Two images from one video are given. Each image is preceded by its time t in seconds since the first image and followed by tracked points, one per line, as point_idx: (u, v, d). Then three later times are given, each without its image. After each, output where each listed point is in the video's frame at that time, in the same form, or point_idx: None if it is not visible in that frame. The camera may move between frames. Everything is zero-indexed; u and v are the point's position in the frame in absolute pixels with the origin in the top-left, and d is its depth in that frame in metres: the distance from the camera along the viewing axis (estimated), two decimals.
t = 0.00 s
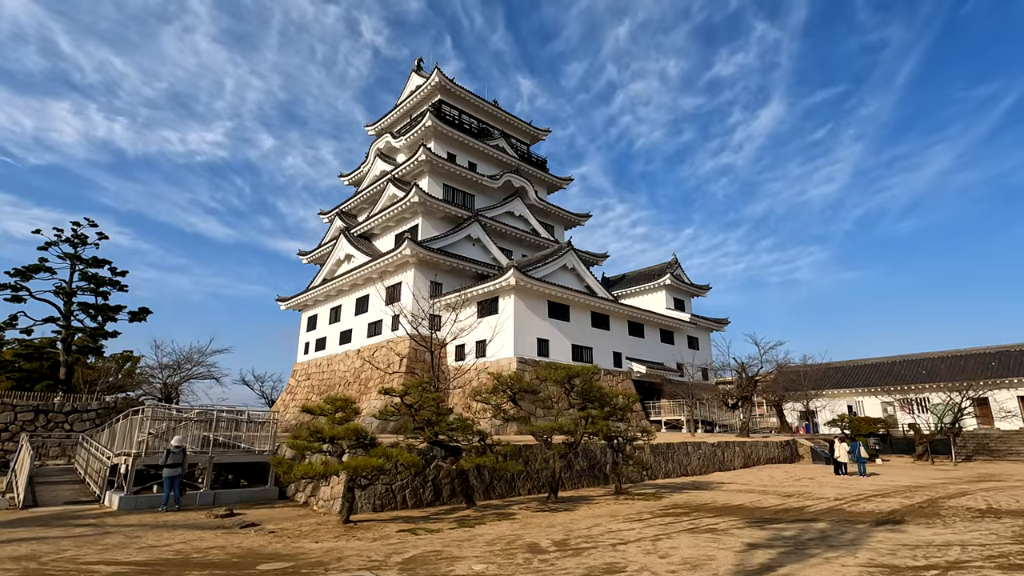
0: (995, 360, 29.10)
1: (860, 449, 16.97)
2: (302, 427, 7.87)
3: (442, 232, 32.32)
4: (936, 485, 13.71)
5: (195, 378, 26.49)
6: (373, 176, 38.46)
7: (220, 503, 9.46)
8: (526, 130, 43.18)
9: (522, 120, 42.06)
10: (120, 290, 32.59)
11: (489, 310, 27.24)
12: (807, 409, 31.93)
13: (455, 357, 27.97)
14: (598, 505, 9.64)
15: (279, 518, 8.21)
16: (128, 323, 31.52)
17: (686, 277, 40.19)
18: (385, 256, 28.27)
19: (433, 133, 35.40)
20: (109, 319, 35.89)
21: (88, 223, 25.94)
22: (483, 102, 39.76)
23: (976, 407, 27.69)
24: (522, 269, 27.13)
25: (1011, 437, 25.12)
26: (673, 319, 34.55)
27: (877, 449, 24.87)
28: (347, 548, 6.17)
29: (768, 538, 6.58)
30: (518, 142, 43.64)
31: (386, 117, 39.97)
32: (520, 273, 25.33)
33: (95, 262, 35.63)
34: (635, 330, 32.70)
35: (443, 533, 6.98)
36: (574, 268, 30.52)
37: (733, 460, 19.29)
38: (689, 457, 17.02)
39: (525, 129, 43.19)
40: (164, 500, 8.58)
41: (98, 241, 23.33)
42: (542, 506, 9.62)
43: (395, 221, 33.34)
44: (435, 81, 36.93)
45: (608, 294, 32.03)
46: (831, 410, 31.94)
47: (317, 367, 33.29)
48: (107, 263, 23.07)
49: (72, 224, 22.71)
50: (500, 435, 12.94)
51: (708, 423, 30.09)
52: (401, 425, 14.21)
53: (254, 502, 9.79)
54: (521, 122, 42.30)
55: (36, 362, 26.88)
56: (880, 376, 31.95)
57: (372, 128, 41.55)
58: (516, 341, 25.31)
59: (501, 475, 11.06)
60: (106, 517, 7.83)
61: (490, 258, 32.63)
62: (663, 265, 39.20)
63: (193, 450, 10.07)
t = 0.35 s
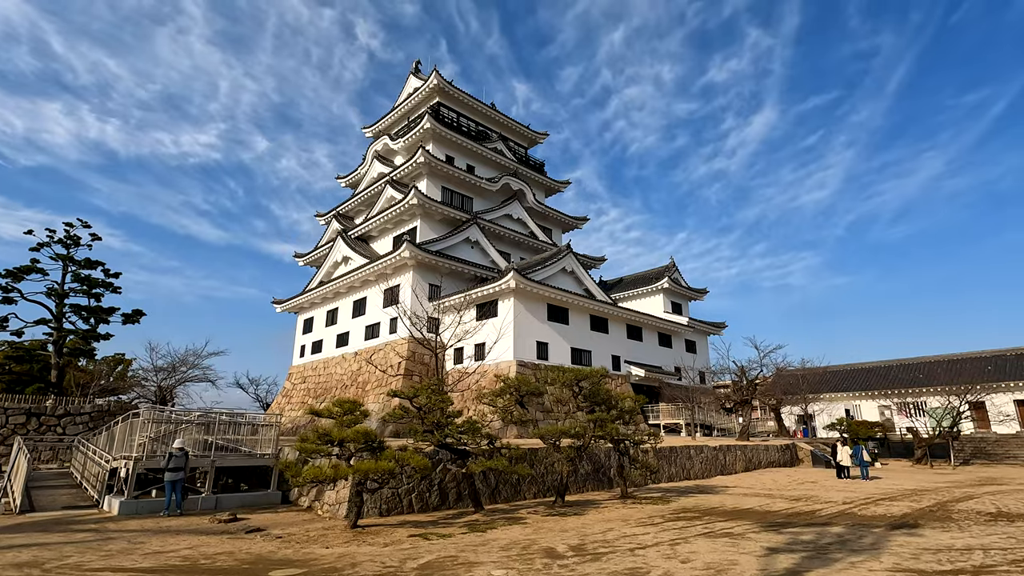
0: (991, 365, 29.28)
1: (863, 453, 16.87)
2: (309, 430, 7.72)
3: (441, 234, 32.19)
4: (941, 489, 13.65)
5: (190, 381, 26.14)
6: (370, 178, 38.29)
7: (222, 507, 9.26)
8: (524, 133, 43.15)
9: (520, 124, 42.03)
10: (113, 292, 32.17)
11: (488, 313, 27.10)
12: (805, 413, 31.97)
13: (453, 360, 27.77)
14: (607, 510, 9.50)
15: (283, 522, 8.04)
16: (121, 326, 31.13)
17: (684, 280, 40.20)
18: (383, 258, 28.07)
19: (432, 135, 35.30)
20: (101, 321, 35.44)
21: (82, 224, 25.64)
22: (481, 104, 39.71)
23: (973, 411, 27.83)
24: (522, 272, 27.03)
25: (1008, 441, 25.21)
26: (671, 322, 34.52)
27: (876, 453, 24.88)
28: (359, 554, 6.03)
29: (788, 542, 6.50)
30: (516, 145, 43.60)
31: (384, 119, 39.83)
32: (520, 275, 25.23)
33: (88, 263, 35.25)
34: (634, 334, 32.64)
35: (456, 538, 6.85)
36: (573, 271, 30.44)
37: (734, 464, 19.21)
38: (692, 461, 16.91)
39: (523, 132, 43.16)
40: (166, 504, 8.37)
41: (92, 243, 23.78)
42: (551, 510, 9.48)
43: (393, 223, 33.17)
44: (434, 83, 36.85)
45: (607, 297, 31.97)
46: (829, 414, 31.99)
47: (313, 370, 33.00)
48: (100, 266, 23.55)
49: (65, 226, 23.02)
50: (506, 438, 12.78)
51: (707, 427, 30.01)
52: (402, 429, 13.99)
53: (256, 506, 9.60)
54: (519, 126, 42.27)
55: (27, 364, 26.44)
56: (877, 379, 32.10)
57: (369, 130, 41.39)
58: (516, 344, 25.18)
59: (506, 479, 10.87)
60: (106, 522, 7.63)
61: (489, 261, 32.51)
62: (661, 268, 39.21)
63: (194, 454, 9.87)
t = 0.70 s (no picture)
0: (989, 369, 29.41)
1: (867, 457, 16.76)
2: (319, 436, 7.55)
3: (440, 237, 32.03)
4: (947, 494, 13.59)
5: (186, 384, 25.82)
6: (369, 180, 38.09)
7: (226, 515, 9.06)
8: (522, 136, 43.08)
9: (519, 127, 42.01)
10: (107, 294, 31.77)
11: (488, 316, 26.94)
12: (804, 417, 32.02)
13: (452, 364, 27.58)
14: (618, 516, 9.36)
15: (290, 530, 7.86)
16: (115, 328, 30.72)
17: (682, 284, 40.19)
18: (382, 260, 27.86)
19: (431, 138, 35.17)
20: (94, 323, 35.01)
21: (77, 224, 25.27)
22: (480, 108, 39.64)
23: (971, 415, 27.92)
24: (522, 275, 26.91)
25: (1006, 445, 25.26)
26: (670, 326, 34.46)
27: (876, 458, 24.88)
28: (373, 564, 5.87)
29: (811, 549, 6.39)
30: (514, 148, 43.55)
31: (383, 122, 39.69)
32: (521, 278, 25.10)
33: (82, 265, 34.85)
34: (633, 337, 32.56)
35: (470, 547, 6.70)
36: (573, 274, 30.36)
37: (737, 469, 19.11)
38: (696, 466, 16.80)
39: (522, 135, 43.09)
40: (169, 511, 8.20)
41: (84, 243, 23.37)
42: (561, 517, 9.32)
43: (392, 225, 32.98)
44: (433, 86, 36.76)
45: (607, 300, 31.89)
46: (828, 417, 32.05)
47: (310, 373, 32.71)
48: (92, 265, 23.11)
49: (58, 227, 22.77)
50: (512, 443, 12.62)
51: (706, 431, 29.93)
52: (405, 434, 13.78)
53: (259, 513, 9.40)
54: (517, 129, 42.24)
55: (18, 367, 26.02)
56: (876, 383, 32.21)
57: (368, 133, 41.23)
58: (516, 347, 25.03)
59: (513, 484, 10.71)
60: (109, 529, 7.43)
61: (488, 264, 32.37)
62: (659, 272, 39.20)
63: (197, 459, 9.64)
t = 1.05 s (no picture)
0: (988, 372, 29.51)
1: (873, 460, 16.70)
2: (334, 439, 7.47)
3: (441, 239, 31.94)
4: (955, 497, 13.56)
5: (184, 387, 25.56)
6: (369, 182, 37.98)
7: (233, 519, 8.95)
8: (522, 139, 43.06)
9: (519, 129, 42.02)
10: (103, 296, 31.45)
11: (489, 318, 26.84)
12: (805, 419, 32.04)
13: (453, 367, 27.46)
14: (631, 520, 9.27)
15: (301, 535, 7.74)
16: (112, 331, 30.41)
17: (682, 287, 40.17)
18: (383, 262, 27.72)
19: (431, 140, 35.12)
20: (91, 325, 34.70)
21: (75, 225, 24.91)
22: (480, 110, 39.63)
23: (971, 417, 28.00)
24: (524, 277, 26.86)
25: (1007, 447, 25.29)
26: (670, 329, 34.42)
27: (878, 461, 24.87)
28: (392, 570, 5.77)
29: (835, 554, 6.33)
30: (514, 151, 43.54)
31: (383, 124, 39.61)
32: (523, 281, 25.03)
33: (79, 267, 34.55)
34: (634, 340, 32.51)
35: (488, 551, 6.59)
36: (574, 277, 30.31)
37: (741, 472, 19.05)
38: (701, 469, 16.73)
39: (522, 138, 43.09)
40: (178, 516, 8.10)
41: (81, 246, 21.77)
42: (573, 521, 9.23)
43: (393, 227, 32.87)
44: (433, 88, 36.73)
45: (607, 303, 31.83)
46: (828, 420, 32.08)
47: (309, 376, 32.52)
48: (91, 269, 21.59)
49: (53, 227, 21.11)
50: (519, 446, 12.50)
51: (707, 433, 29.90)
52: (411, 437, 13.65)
53: (267, 518, 9.28)
54: (517, 131, 42.25)
55: (14, 370, 25.65)
56: (876, 386, 32.29)
57: (367, 135, 41.13)
58: (518, 350, 24.94)
59: (522, 488, 10.59)
60: (117, 535, 7.28)
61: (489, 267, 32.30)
62: (659, 275, 39.22)
63: (204, 463, 9.51)
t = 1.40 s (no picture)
0: (987, 372, 29.60)
1: (878, 459, 16.65)
2: (347, 438, 7.38)
3: (441, 238, 31.80)
4: (962, 496, 13.53)
5: (182, 387, 25.33)
6: (368, 181, 37.79)
7: (242, 519, 8.83)
8: (522, 138, 42.93)
9: (518, 128, 41.89)
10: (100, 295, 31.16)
11: (491, 318, 26.73)
12: (804, 418, 32.12)
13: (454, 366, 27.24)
14: (643, 519, 9.17)
15: (312, 535, 7.61)
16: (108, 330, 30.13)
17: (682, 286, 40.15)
18: (384, 261, 27.54)
19: (431, 138, 34.97)
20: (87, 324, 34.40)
21: (72, 223, 24.67)
22: (480, 109, 39.50)
23: (971, 417, 28.03)
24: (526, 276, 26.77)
25: (1007, 447, 25.33)
26: (670, 328, 34.34)
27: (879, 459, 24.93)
28: (410, 570, 5.67)
29: (857, 553, 6.28)
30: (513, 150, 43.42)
31: (382, 122, 39.44)
32: (525, 279, 24.93)
33: (75, 265, 34.27)
34: (634, 339, 32.43)
35: (505, 551, 6.51)
36: (575, 276, 30.22)
37: (745, 471, 19.00)
38: (706, 468, 16.65)
39: (521, 137, 42.96)
40: (186, 517, 7.97)
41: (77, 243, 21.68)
42: (585, 520, 9.14)
43: (393, 226, 32.69)
44: (433, 87, 36.59)
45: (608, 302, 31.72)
46: (828, 419, 32.12)
47: (308, 375, 32.31)
48: (87, 266, 21.47)
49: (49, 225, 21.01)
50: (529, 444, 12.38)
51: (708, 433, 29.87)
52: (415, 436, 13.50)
53: (275, 517, 9.17)
54: (517, 130, 42.13)
55: (9, 369, 25.37)
56: (876, 385, 32.35)
57: (366, 133, 40.95)
58: (520, 349, 24.86)
59: (531, 487, 10.47)
60: (125, 535, 7.16)
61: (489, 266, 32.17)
62: (659, 275, 39.18)
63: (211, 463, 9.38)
